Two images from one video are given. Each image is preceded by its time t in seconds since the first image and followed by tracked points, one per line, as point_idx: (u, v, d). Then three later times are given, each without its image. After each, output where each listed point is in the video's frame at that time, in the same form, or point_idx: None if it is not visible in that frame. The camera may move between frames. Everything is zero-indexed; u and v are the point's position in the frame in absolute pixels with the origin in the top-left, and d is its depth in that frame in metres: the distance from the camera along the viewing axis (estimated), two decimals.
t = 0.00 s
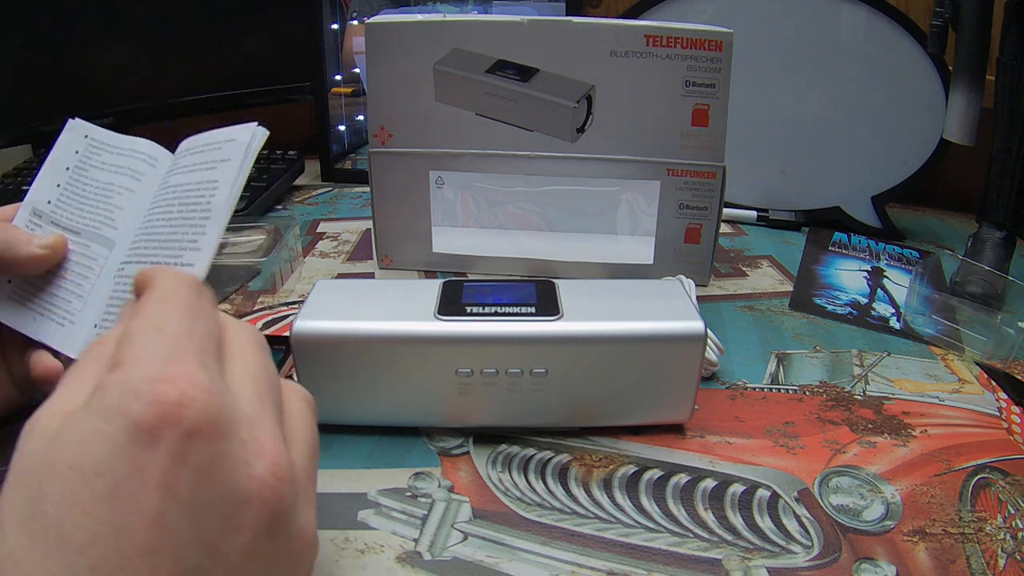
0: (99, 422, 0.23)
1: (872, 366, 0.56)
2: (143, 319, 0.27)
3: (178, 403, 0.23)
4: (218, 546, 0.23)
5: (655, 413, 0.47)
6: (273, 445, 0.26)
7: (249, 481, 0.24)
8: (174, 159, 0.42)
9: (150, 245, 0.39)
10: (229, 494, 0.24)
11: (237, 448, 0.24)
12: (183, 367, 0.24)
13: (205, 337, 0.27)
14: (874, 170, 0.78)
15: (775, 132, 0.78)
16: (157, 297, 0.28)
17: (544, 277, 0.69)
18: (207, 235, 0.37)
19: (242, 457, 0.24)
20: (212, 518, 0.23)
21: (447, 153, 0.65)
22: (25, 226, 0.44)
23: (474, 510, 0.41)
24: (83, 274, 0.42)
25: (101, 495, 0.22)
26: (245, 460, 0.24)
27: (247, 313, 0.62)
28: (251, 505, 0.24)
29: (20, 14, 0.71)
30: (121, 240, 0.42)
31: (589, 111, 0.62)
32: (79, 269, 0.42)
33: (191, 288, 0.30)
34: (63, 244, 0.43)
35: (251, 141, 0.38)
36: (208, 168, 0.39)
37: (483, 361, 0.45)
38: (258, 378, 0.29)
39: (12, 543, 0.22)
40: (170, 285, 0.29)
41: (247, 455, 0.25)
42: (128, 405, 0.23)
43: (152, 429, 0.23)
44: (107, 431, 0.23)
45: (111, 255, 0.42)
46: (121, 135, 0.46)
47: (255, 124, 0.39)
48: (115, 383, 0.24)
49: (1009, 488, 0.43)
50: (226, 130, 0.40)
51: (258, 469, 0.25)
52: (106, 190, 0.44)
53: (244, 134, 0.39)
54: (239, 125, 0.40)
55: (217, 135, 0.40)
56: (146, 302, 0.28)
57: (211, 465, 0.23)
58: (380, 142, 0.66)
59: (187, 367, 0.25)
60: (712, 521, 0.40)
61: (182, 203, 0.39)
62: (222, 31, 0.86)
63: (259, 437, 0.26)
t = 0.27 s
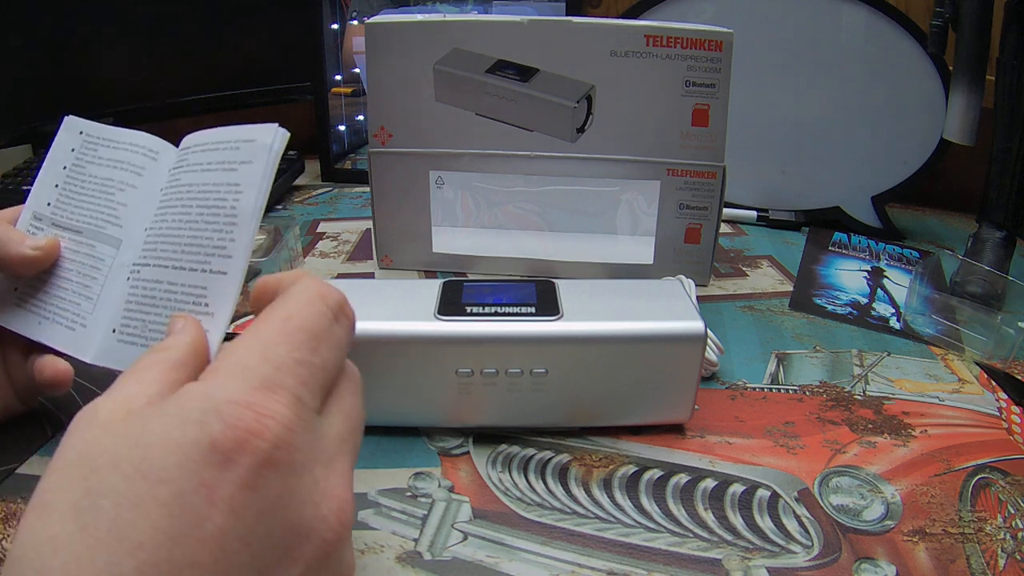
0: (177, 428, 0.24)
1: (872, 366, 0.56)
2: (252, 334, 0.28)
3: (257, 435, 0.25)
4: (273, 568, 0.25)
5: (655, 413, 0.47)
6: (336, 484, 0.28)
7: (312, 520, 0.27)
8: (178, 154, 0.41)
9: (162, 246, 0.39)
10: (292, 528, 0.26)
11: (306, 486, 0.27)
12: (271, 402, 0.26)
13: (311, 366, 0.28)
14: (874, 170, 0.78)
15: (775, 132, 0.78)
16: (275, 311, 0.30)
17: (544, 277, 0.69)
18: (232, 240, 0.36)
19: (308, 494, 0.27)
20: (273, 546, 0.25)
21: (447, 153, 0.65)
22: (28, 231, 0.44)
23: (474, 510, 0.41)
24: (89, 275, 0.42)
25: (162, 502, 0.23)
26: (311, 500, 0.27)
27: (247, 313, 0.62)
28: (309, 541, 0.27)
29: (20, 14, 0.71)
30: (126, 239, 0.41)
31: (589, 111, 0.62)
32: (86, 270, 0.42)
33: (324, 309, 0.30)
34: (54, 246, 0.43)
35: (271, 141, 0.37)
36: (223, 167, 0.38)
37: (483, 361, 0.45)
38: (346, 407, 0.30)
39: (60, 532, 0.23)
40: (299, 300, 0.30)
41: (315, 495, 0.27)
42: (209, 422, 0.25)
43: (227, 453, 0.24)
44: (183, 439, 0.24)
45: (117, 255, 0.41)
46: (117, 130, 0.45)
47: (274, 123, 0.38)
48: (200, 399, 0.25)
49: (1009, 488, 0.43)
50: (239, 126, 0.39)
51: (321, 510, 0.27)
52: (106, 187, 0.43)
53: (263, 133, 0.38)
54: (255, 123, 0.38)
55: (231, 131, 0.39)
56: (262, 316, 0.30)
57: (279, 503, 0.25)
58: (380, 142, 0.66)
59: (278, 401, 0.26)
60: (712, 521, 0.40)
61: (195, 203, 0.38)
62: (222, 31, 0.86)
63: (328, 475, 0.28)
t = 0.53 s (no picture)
0: (201, 439, 0.24)
1: (872, 366, 0.56)
2: (273, 340, 0.28)
3: (284, 445, 0.25)
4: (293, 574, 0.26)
5: (655, 413, 0.47)
6: (355, 488, 0.29)
7: (333, 525, 0.27)
8: (193, 158, 0.42)
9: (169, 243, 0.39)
10: (314, 534, 0.26)
11: (328, 493, 0.27)
12: (296, 412, 0.26)
13: (331, 372, 0.29)
14: (874, 170, 0.78)
15: (775, 132, 0.78)
16: (289, 315, 0.30)
17: (544, 277, 0.69)
18: (242, 240, 0.37)
19: (329, 500, 0.27)
20: (295, 554, 0.26)
21: (447, 153, 0.65)
22: (37, 232, 0.45)
23: (474, 510, 0.41)
24: (89, 269, 0.42)
25: (190, 514, 0.23)
26: (332, 506, 0.27)
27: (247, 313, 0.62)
28: (330, 545, 0.27)
29: (20, 14, 0.71)
30: (132, 236, 0.41)
31: (589, 111, 0.62)
32: (86, 264, 0.42)
33: (337, 313, 0.31)
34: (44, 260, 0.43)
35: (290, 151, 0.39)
36: (239, 172, 0.39)
37: (483, 361, 0.45)
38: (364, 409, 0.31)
39: (80, 543, 0.22)
40: (311, 304, 0.30)
41: (336, 502, 0.27)
42: (234, 433, 0.24)
43: (257, 464, 0.24)
44: (209, 451, 0.24)
45: (121, 251, 0.41)
46: (132, 134, 0.45)
47: (294, 135, 0.40)
48: (224, 408, 0.25)
49: (1009, 488, 0.43)
50: (257, 136, 0.41)
51: (342, 516, 0.28)
52: (116, 186, 0.43)
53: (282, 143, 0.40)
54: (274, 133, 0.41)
55: (249, 140, 0.41)
56: (278, 319, 0.29)
57: (304, 510, 0.26)
58: (380, 142, 0.66)
59: (303, 411, 0.26)
60: (712, 521, 0.40)
61: (207, 204, 0.39)
62: (222, 31, 0.86)
63: (348, 480, 0.28)
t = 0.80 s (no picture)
0: (208, 434, 0.24)
1: (872, 366, 0.56)
2: (276, 337, 0.28)
3: (290, 441, 0.25)
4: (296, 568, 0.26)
5: (655, 413, 0.47)
6: (357, 483, 0.28)
7: (335, 519, 0.27)
8: (198, 156, 0.43)
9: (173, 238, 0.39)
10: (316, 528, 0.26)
11: (330, 488, 0.27)
12: (300, 407, 0.26)
13: (333, 368, 0.29)
14: (874, 170, 0.78)
15: (775, 132, 0.78)
16: (291, 313, 0.30)
17: (544, 277, 0.69)
18: (247, 236, 0.38)
19: (331, 494, 0.27)
20: (298, 545, 0.26)
21: (447, 153, 0.65)
22: (41, 232, 0.45)
23: (474, 510, 0.41)
24: (92, 266, 0.42)
25: (197, 510, 0.23)
26: (334, 500, 0.27)
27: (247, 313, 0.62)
28: (332, 540, 0.27)
29: (20, 14, 0.71)
30: (136, 233, 0.41)
31: (589, 112, 0.62)
32: (88, 261, 0.42)
33: (337, 312, 0.31)
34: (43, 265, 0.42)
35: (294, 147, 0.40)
36: (244, 169, 0.40)
37: (483, 361, 0.45)
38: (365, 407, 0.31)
39: (87, 540, 0.22)
40: (312, 302, 0.30)
41: (338, 496, 0.27)
42: (241, 429, 0.24)
43: (263, 457, 0.24)
44: (215, 445, 0.24)
45: (125, 248, 0.41)
46: (137, 135, 0.46)
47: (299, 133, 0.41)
48: (230, 403, 0.25)
49: (1009, 488, 0.43)
50: (263, 133, 0.42)
51: (344, 510, 0.27)
52: (120, 185, 0.44)
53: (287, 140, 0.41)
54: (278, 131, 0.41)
55: (254, 138, 0.41)
56: (280, 316, 0.30)
57: (307, 503, 0.26)
58: (380, 142, 0.66)
59: (306, 406, 0.26)
60: (712, 521, 0.40)
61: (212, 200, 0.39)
62: (222, 31, 0.86)
63: (350, 475, 0.28)
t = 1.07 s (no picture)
0: (214, 438, 0.24)
1: (872, 366, 0.56)
2: (279, 346, 0.28)
3: (297, 448, 0.25)
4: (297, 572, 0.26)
5: (655, 413, 0.47)
6: (363, 492, 0.29)
7: (341, 529, 0.27)
8: (195, 154, 0.43)
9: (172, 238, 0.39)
10: (323, 538, 0.27)
11: (337, 498, 0.27)
12: (306, 414, 0.26)
13: (336, 377, 0.29)
14: (874, 170, 0.78)
15: (775, 132, 0.78)
16: (293, 322, 0.30)
17: (544, 277, 0.69)
18: (245, 234, 0.38)
19: (338, 504, 0.27)
20: (303, 556, 0.26)
21: (447, 153, 0.65)
22: (42, 233, 0.45)
23: (474, 510, 0.41)
24: (93, 268, 0.42)
25: (199, 514, 0.23)
26: (340, 510, 0.28)
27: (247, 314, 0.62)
28: (337, 549, 0.28)
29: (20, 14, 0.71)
30: (137, 234, 0.41)
31: (589, 111, 0.62)
32: (90, 263, 0.42)
33: (339, 321, 0.31)
34: (45, 267, 0.43)
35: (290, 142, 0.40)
36: (241, 165, 0.40)
37: (483, 361, 0.45)
38: (371, 413, 0.31)
39: (86, 540, 0.22)
40: (313, 311, 0.31)
41: (344, 506, 0.28)
42: (248, 434, 0.24)
43: (268, 464, 0.24)
44: (220, 449, 0.24)
45: (125, 249, 0.41)
46: (134, 133, 0.46)
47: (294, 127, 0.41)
48: (237, 409, 0.25)
49: (1009, 488, 0.43)
50: (259, 128, 0.41)
51: (350, 520, 0.28)
52: (119, 185, 0.44)
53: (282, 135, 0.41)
54: (273, 126, 0.41)
55: (250, 134, 0.41)
56: (282, 325, 0.30)
57: (313, 514, 0.26)
58: (380, 142, 0.66)
59: (312, 413, 0.27)
60: (712, 521, 0.40)
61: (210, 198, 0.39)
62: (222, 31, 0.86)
63: (356, 484, 0.28)
